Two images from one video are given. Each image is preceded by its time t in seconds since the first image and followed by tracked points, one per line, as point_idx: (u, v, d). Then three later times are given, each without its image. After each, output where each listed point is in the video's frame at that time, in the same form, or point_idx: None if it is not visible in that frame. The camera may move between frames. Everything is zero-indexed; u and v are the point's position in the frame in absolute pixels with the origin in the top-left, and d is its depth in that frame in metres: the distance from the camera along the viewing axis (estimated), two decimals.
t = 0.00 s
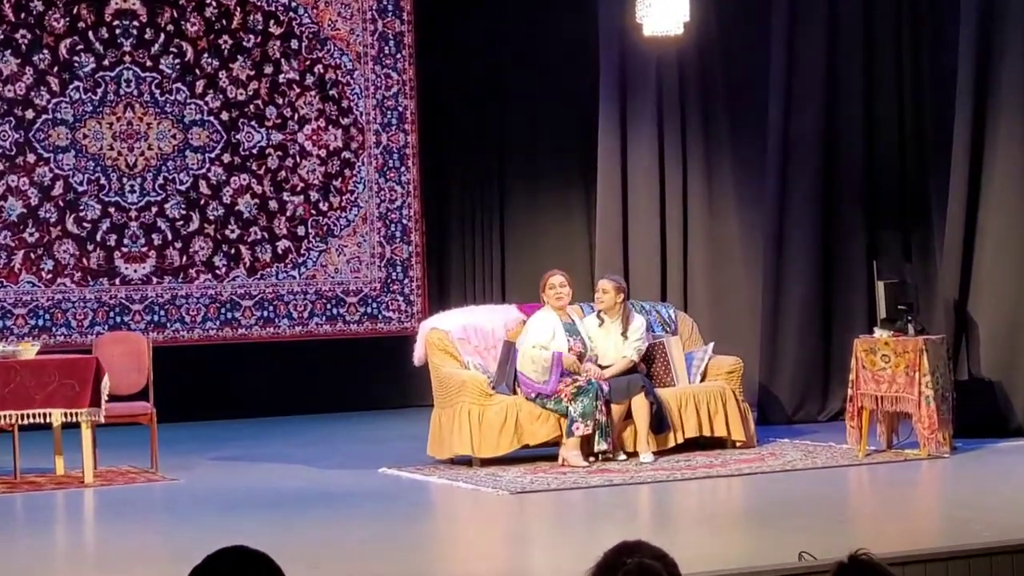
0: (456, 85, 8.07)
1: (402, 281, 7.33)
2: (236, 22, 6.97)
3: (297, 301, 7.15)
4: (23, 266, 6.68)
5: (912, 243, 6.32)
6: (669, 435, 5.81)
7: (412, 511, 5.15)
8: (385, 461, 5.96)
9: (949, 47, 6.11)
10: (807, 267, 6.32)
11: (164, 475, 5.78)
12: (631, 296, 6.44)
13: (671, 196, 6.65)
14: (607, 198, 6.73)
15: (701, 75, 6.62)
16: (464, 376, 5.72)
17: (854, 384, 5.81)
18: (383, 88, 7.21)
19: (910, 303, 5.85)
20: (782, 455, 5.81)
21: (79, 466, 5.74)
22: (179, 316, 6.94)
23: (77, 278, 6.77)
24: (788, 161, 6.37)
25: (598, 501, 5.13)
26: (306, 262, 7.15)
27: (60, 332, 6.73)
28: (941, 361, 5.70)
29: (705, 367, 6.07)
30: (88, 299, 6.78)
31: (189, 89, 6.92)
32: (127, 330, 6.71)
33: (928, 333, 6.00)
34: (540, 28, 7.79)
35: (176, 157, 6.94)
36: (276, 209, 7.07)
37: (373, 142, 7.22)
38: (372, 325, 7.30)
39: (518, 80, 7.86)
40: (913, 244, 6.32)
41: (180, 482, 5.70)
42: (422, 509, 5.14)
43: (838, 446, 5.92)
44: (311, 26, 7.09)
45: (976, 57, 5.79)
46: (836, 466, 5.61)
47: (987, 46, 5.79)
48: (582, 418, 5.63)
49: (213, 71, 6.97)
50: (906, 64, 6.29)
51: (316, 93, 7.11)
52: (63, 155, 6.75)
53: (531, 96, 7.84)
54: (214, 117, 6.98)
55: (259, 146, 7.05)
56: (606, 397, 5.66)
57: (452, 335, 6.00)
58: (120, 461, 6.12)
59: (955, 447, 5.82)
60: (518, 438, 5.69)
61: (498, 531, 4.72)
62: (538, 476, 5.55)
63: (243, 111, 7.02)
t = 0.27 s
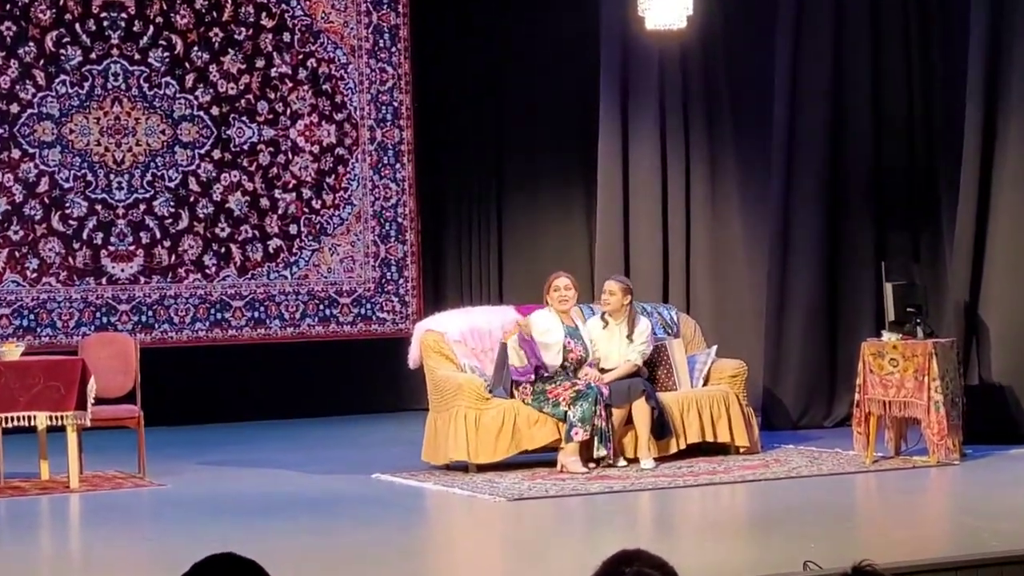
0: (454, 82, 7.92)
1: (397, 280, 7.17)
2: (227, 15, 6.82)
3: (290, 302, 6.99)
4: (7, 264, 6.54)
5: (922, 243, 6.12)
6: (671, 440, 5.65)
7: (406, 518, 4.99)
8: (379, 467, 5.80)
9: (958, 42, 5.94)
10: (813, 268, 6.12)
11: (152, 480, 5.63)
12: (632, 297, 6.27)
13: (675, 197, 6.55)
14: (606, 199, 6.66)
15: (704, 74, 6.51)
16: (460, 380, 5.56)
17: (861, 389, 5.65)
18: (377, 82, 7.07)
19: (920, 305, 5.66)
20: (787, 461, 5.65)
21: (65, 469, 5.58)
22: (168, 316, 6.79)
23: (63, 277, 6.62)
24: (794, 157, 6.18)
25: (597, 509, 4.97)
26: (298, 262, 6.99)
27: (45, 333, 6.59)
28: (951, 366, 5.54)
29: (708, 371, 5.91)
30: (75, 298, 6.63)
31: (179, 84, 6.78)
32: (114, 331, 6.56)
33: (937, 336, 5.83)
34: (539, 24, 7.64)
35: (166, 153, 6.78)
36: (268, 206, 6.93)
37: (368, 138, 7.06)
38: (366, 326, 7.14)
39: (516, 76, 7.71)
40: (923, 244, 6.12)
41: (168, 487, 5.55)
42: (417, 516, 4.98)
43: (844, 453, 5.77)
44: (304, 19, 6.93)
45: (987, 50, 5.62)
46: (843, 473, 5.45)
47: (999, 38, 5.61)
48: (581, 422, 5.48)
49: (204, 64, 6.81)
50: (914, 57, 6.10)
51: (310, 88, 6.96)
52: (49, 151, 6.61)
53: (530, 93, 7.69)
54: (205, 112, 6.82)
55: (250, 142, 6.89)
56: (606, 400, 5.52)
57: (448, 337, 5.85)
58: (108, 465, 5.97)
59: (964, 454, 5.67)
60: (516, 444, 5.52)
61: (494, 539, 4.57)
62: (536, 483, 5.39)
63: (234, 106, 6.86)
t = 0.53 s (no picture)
0: (454, 79, 7.79)
1: (394, 281, 7.00)
2: (221, 9, 6.70)
3: (284, 303, 6.86)
4: None
5: (932, 244, 5.99)
6: (675, 445, 5.52)
7: (403, 524, 4.86)
8: (376, 471, 5.67)
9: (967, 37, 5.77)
10: (818, 268, 6.00)
11: (144, 484, 5.51)
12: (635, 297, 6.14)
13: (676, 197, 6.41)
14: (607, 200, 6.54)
15: (709, 72, 6.40)
16: (459, 382, 5.42)
17: (870, 392, 5.51)
18: (375, 78, 6.89)
19: (930, 306, 5.52)
20: (794, 466, 5.52)
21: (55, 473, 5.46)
22: (160, 317, 6.67)
23: (52, 278, 6.53)
24: (800, 155, 6.05)
25: (598, 515, 4.84)
26: (293, 262, 6.87)
27: (34, 334, 6.49)
28: (961, 368, 5.42)
29: (712, 374, 5.77)
30: (64, 300, 6.53)
31: (172, 80, 6.66)
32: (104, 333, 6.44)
33: (948, 337, 5.69)
34: (540, 20, 7.52)
35: (158, 151, 6.67)
36: (263, 205, 6.79)
37: (364, 135, 6.92)
38: (361, 328, 6.98)
39: (516, 74, 7.59)
40: (934, 244, 5.99)
41: (160, 491, 5.42)
42: (414, 522, 4.86)
43: (852, 457, 5.64)
44: (300, 13, 6.79)
45: (998, 44, 5.48)
46: (851, 479, 5.32)
47: (1009, 33, 5.48)
48: (583, 426, 5.35)
49: (197, 60, 6.69)
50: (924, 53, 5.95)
51: (305, 84, 6.82)
52: (39, 148, 6.51)
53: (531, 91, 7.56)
54: (198, 108, 6.70)
55: (244, 139, 6.76)
56: (608, 403, 5.40)
57: (448, 339, 5.72)
58: (100, 469, 5.85)
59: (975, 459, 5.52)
60: (515, 450, 5.39)
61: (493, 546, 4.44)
62: (537, 488, 5.27)
63: (228, 102, 6.73)
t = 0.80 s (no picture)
0: (454, 79, 8.03)
1: (402, 281, 7.32)
2: (237, 21, 6.97)
3: (297, 302, 7.15)
4: (22, 265, 6.68)
5: (913, 245, 6.33)
6: (668, 436, 5.81)
7: (412, 512, 5.13)
8: (384, 461, 5.95)
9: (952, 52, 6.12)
10: (806, 268, 6.28)
11: (162, 474, 5.78)
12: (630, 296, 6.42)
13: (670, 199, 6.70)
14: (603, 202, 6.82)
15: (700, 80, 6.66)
16: (463, 377, 5.71)
17: (853, 386, 5.80)
18: (383, 88, 7.22)
19: (910, 305, 5.84)
20: (781, 457, 5.81)
21: (78, 464, 5.73)
22: (179, 315, 6.95)
23: (76, 277, 6.77)
24: (789, 159, 6.31)
25: (596, 503, 5.12)
26: (306, 262, 7.16)
27: (59, 331, 6.73)
28: (940, 363, 5.71)
29: (704, 369, 6.07)
30: (88, 298, 6.78)
31: (190, 89, 6.92)
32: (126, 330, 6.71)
33: (928, 334, 5.98)
34: (540, 29, 7.81)
35: (176, 157, 6.94)
36: (276, 208, 7.08)
37: (373, 142, 7.23)
38: (370, 325, 7.30)
39: (517, 73, 7.88)
40: (913, 247, 6.33)
41: (179, 481, 5.70)
42: (422, 509, 5.13)
43: (836, 448, 5.93)
44: (311, 27, 7.09)
45: (976, 59, 5.77)
46: (835, 469, 5.60)
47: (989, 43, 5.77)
48: (581, 419, 5.64)
49: (213, 71, 6.95)
50: (906, 63, 6.27)
51: (317, 94, 7.11)
52: (63, 155, 6.75)
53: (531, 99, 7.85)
54: (215, 117, 6.97)
55: (258, 146, 7.04)
56: (605, 397, 5.67)
57: (452, 335, 6.00)
58: (119, 461, 6.12)
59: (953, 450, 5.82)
60: (516, 441, 5.68)
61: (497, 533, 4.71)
62: (537, 477, 5.55)
63: (243, 111, 7.01)
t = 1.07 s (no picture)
0: (458, 99, 8.94)
1: (415, 282, 8.20)
2: (272, 56, 7.83)
3: (325, 300, 8.02)
4: (86, 268, 7.54)
5: (859, 250, 7.22)
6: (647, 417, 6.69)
7: (425, 483, 6.01)
8: (399, 439, 6.82)
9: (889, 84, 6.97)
10: (768, 270, 7.20)
11: (207, 450, 6.64)
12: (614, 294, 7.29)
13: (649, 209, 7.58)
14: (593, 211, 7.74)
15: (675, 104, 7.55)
16: (469, 366, 6.59)
17: (808, 373, 6.67)
18: (400, 115, 8.08)
19: (857, 303, 6.69)
20: (745, 435, 6.68)
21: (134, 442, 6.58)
22: (222, 311, 7.80)
23: (133, 278, 7.64)
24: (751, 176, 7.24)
25: (583, 474, 5.96)
26: (332, 265, 8.03)
27: (118, 326, 7.59)
28: (883, 354, 6.57)
29: (678, 358, 6.92)
30: (143, 297, 7.64)
31: (232, 114, 7.78)
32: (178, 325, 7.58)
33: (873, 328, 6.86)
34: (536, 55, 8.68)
35: (220, 174, 7.79)
36: (308, 219, 7.96)
37: (391, 161, 8.08)
38: (388, 320, 8.16)
39: (517, 88, 8.75)
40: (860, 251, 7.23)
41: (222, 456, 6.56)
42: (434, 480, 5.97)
43: (793, 428, 6.80)
44: (337, 61, 7.95)
45: (915, 91, 6.67)
46: (791, 446, 6.45)
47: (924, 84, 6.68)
48: (572, 401, 6.51)
49: (252, 98, 7.83)
50: (853, 88, 7.15)
51: (342, 118, 7.98)
52: (121, 173, 7.61)
53: (531, 119, 8.73)
54: (253, 139, 7.84)
55: (291, 164, 7.91)
56: (592, 383, 6.54)
57: (460, 329, 6.89)
58: (167, 439, 6.98)
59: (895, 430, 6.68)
60: (515, 421, 6.54)
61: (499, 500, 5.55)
62: (533, 453, 6.40)
63: (278, 133, 7.88)
